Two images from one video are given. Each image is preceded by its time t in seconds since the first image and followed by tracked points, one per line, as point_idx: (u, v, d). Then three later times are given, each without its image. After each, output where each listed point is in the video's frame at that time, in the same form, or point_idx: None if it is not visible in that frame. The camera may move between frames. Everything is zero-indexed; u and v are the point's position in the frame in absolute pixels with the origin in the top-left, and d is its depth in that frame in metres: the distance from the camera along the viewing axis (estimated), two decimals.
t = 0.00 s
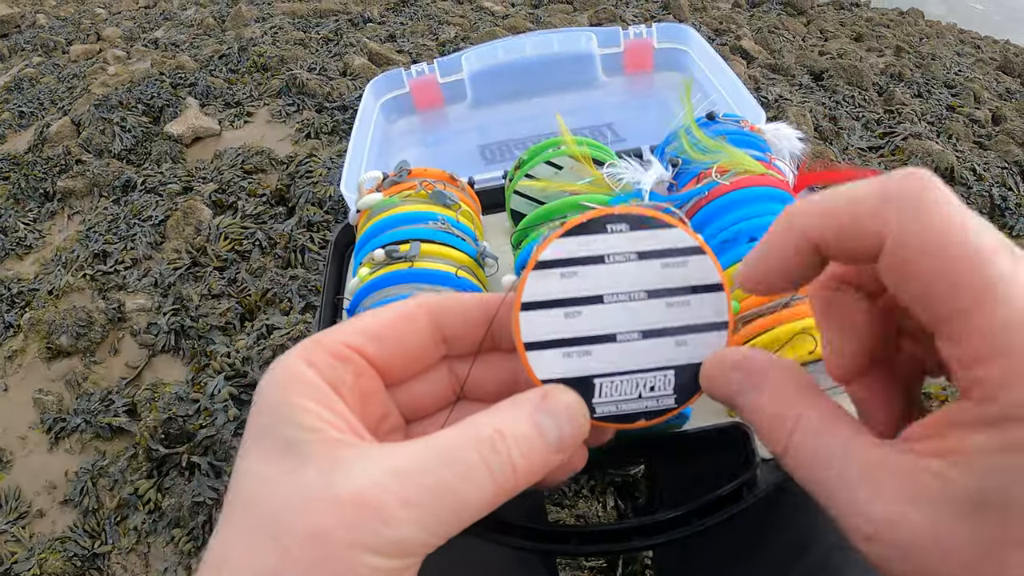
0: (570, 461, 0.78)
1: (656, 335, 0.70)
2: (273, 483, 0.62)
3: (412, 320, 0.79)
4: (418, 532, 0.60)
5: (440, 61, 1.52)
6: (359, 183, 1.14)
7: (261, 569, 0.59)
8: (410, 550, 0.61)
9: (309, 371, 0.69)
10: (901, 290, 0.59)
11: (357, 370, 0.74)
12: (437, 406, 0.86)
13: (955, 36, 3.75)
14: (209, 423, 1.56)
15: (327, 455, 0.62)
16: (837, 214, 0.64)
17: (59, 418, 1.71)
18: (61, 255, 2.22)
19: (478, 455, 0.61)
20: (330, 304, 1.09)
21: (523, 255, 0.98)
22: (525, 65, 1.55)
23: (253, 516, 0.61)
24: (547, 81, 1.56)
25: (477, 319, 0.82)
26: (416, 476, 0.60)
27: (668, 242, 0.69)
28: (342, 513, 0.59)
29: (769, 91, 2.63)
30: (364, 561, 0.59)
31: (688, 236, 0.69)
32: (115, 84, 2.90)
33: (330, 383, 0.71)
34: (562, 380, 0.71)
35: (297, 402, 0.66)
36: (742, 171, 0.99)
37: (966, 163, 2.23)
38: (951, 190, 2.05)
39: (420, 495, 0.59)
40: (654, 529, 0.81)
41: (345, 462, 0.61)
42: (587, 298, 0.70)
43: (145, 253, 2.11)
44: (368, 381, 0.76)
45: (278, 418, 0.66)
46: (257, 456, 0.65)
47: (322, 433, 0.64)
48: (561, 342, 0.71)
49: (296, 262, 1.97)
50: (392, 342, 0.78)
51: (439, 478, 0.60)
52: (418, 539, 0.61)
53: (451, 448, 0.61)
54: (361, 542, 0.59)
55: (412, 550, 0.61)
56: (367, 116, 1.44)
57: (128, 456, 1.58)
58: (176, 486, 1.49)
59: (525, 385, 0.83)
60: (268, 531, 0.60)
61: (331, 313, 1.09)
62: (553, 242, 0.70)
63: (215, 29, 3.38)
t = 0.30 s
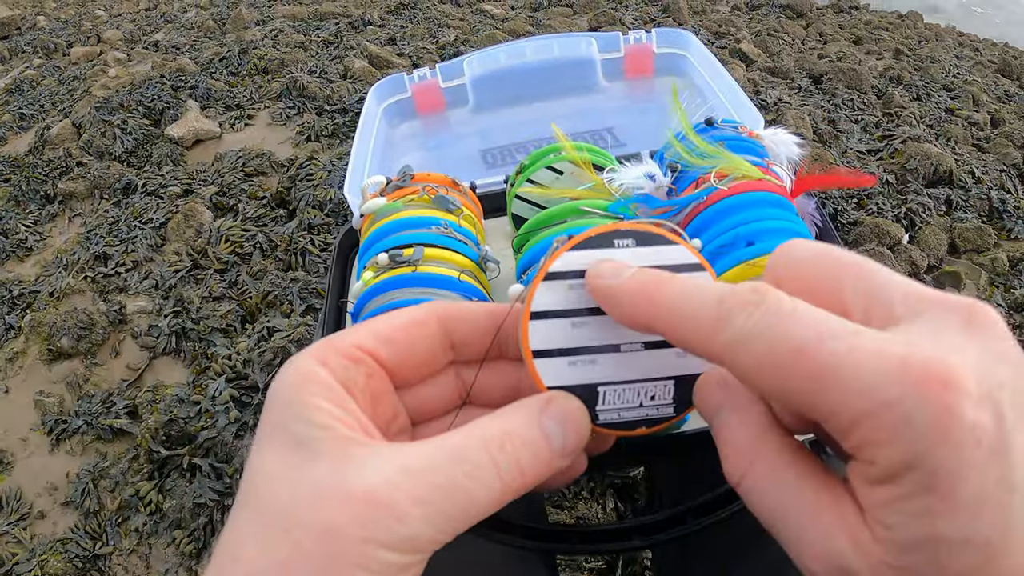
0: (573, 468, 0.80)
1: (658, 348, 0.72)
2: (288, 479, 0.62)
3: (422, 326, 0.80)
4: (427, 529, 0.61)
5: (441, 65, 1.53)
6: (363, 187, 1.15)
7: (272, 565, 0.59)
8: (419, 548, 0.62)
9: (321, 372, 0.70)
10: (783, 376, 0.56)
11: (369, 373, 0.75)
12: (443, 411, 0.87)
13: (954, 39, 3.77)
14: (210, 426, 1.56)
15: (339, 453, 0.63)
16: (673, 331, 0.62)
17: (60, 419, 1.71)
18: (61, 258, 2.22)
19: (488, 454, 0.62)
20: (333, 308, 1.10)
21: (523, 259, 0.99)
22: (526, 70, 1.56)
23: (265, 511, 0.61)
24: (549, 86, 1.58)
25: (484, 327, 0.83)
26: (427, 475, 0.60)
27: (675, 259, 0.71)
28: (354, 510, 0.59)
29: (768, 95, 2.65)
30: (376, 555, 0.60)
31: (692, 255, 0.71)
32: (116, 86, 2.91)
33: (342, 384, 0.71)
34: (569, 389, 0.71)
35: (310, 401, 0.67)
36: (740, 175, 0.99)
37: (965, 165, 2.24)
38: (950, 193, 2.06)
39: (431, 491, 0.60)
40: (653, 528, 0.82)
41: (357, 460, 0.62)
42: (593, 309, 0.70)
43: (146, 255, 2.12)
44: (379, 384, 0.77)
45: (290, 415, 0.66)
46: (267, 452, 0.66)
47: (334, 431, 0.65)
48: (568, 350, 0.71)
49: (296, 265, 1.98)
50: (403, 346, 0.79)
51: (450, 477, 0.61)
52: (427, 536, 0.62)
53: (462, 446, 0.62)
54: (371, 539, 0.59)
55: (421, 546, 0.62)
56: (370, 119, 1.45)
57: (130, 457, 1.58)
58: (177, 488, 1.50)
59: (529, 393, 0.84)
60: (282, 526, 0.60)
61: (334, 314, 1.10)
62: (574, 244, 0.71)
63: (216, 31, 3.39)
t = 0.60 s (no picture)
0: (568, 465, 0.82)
1: (652, 351, 0.72)
2: (291, 474, 0.62)
3: (424, 326, 0.81)
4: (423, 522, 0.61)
5: (441, 67, 1.54)
6: (365, 187, 1.16)
7: (272, 550, 0.59)
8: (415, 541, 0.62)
9: (326, 369, 0.70)
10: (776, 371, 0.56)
11: (371, 369, 0.76)
12: (440, 408, 0.88)
13: (953, 41, 3.78)
14: (210, 425, 1.57)
15: (341, 448, 0.63)
16: (663, 330, 0.62)
17: (60, 419, 1.72)
18: (61, 258, 2.23)
19: (486, 451, 0.62)
20: (335, 307, 1.11)
21: (523, 256, 0.99)
22: (526, 71, 1.57)
23: (266, 504, 0.61)
24: (547, 87, 1.59)
25: (483, 329, 0.84)
26: (424, 468, 0.61)
27: (670, 261, 0.71)
28: (353, 503, 0.59)
29: (767, 97, 2.66)
30: (373, 548, 0.60)
31: (688, 258, 0.71)
32: (116, 88, 2.92)
33: (345, 383, 0.72)
34: (562, 390, 0.73)
35: (312, 397, 0.67)
36: (736, 175, 1.00)
37: (962, 167, 2.26)
38: (947, 195, 2.07)
39: (428, 484, 0.61)
40: (650, 521, 0.83)
41: (357, 456, 0.62)
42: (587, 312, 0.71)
43: (146, 256, 2.13)
44: (381, 381, 0.77)
45: (292, 411, 0.66)
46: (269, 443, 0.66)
47: (336, 427, 0.65)
48: (562, 354, 0.72)
49: (296, 266, 1.99)
50: (404, 344, 0.80)
51: (448, 471, 0.61)
52: (424, 529, 0.62)
53: (460, 438, 0.62)
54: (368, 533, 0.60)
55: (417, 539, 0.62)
56: (370, 121, 1.46)
57: (130, 457, 1.59)
58: (178, 488, 1.51)
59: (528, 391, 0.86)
60: (280, 517, 0.60)
61: (334, 313, 1.10)
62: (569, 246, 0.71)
63: (216, 33, 3.40)
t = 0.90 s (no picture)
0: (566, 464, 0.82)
1: (651, 351, 0.72)
2: (291, 473, 0.63)
3: (424, 326, 0.82)
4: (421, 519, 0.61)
5: (441, 68, 1.55)
6: (364, 187, 1.17)
7: (272, 546, 0.59)
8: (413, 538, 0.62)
9: (325, 368, 0.70)
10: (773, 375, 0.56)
11: (371, 370, 0.76)
12: (440, 408, 0.89)
13: (952, 43, 3.79)
14: (210, 426, 1.57)
15: (341, 446, 0.64)
16: (665, 332, 0.62)
17: (60, 420, 1.72)
18: (61, 259, 2.23)
19: (484, 448, 0.63)
20: (335, 306, 1.11)
21: (523, 255, 0.99)
22: (525, 72, 1.58)
23: (267, 503, 0.62)
24: (547, 88, 1.60)
25: (483, 328, 0.84)
26: (424, 465, 0.61)
27: (670, 263, 0.71)
28: (353, 501, 0.60)
29: (766, 98, 2.66)
30: (373, 546, 0.60)
31: (687, 259, 0.71)
32: (116, 89, 2.92)
33: (345, 382, 0.72)
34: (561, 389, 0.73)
35: (313, 396, 0.67)
36: (735, 175, 1.01)
37: (961, 169, 2.26)
38: (946, 197, 2.08)
39: (427, 482, 0.61)
40: (649, 519, 0.84)
41: (358, 455, 0.63)
42: (585, 312, 0.71)
43: (146, 257, 2.13)
44: (381, 381, 0.78)
45: (292, 411, 0.67)
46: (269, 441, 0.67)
47: (336, 426, 0.66)
48: (561, 353, 0.72)
49: (297, 267, 2.00)
50: (403, 344, 0.80)
51: (448, 469, 0.61)
52: (423, 526, 0.62)
53: (458, 437, 0.63)
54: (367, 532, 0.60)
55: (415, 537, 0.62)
56: (370, 121, 1.47)
57: (129, 457, 1.59)
58: (177, 488, 1.51)
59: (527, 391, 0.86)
60: (281, 514, 0.61)
61: (335, 312, 1.11)
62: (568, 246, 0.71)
63: (215, 34, 3.41)
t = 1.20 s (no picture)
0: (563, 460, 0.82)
1: (648, 343, 0.72)
2: (284, 470, 0.63)
3: (420, 322, 0.81)
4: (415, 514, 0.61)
5: (441, 69, 1.55)
6: (364, 187, 1.16)
7: (266, 543, 0.59)
8: (407, 533, 0.62)
9: (320, 367, 0.70)
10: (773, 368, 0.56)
11: (366, 367, 0.76)
12: (437, 405, 0.89)
13: (953, 45, 3.79)
14: (210, 427, 1.57)
15: (334, 442, 0.64)
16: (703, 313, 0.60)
17: (59, 421, 1.72)
18: (61, 260, 2.23)
19: (480, 443, 0.62)
20: (335, 307, 1.11)
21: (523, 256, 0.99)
22: (526, 73, 1.57)
23: (260, 500, 0.62)
24: (547, 89, 1.59)
25: (478, 324, 0.84)
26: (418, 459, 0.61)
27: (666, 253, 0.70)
28: (347, 497, 0.59)
29: (767, 100, 2.66)
30: (367, 541, 0.60)
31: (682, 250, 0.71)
32: (116, 90, 2.92)
33: (341, 379, 0.72)
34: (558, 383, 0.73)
35: (309, 394, 0.67)
36: (736, 176, 1.01)
37: (962, 171, 2.26)
38: (947, 199, 2.07)
39: (421, 477, 0.61)
40: (649, 522, 0.83)
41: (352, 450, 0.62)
42: (583, 306, 0.71)
43: (146, 258, 2.13)
44: (377, 379, 0.77)
45: (288, 408, 0.66)
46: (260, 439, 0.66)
47: (331, 422, 0.66)
48: (557, 347, 0.72)
49: (296, 268, 1.99)
50: (399, 341, 0.80)
51: (442, 464, 0.61)
52: (418, 522, 0.62)
53: (450, 428, 0.62)
54: (361, 527, 0.59)
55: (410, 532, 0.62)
56: (370, 123, 1.46)
57: (128, 459, 1.59)
58: (176, 489, 1.51)
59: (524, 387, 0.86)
60: (274, 510, 0.60)
61: (334, 313, 1.11)
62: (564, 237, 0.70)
63: (216, 35, 3.41)
